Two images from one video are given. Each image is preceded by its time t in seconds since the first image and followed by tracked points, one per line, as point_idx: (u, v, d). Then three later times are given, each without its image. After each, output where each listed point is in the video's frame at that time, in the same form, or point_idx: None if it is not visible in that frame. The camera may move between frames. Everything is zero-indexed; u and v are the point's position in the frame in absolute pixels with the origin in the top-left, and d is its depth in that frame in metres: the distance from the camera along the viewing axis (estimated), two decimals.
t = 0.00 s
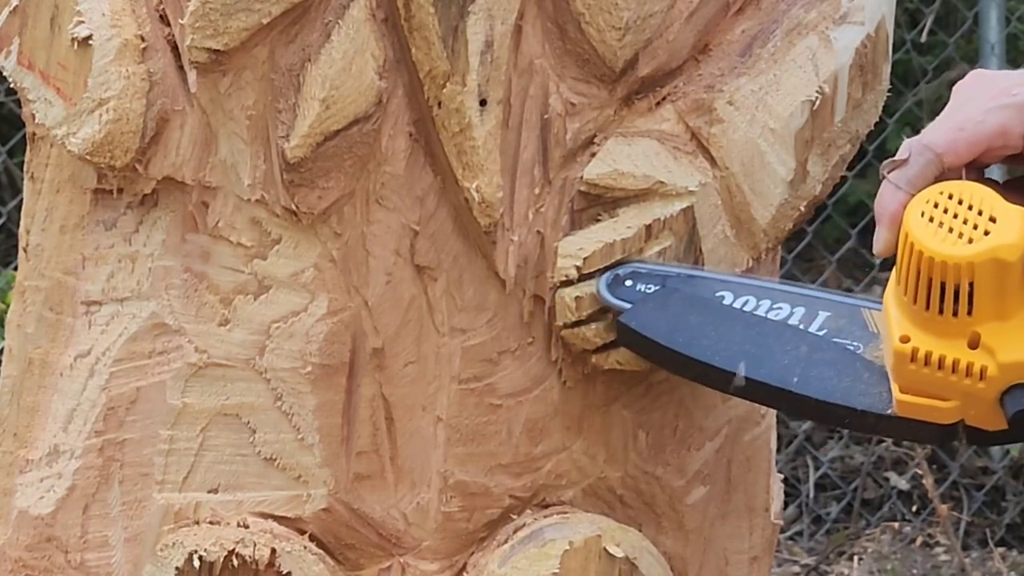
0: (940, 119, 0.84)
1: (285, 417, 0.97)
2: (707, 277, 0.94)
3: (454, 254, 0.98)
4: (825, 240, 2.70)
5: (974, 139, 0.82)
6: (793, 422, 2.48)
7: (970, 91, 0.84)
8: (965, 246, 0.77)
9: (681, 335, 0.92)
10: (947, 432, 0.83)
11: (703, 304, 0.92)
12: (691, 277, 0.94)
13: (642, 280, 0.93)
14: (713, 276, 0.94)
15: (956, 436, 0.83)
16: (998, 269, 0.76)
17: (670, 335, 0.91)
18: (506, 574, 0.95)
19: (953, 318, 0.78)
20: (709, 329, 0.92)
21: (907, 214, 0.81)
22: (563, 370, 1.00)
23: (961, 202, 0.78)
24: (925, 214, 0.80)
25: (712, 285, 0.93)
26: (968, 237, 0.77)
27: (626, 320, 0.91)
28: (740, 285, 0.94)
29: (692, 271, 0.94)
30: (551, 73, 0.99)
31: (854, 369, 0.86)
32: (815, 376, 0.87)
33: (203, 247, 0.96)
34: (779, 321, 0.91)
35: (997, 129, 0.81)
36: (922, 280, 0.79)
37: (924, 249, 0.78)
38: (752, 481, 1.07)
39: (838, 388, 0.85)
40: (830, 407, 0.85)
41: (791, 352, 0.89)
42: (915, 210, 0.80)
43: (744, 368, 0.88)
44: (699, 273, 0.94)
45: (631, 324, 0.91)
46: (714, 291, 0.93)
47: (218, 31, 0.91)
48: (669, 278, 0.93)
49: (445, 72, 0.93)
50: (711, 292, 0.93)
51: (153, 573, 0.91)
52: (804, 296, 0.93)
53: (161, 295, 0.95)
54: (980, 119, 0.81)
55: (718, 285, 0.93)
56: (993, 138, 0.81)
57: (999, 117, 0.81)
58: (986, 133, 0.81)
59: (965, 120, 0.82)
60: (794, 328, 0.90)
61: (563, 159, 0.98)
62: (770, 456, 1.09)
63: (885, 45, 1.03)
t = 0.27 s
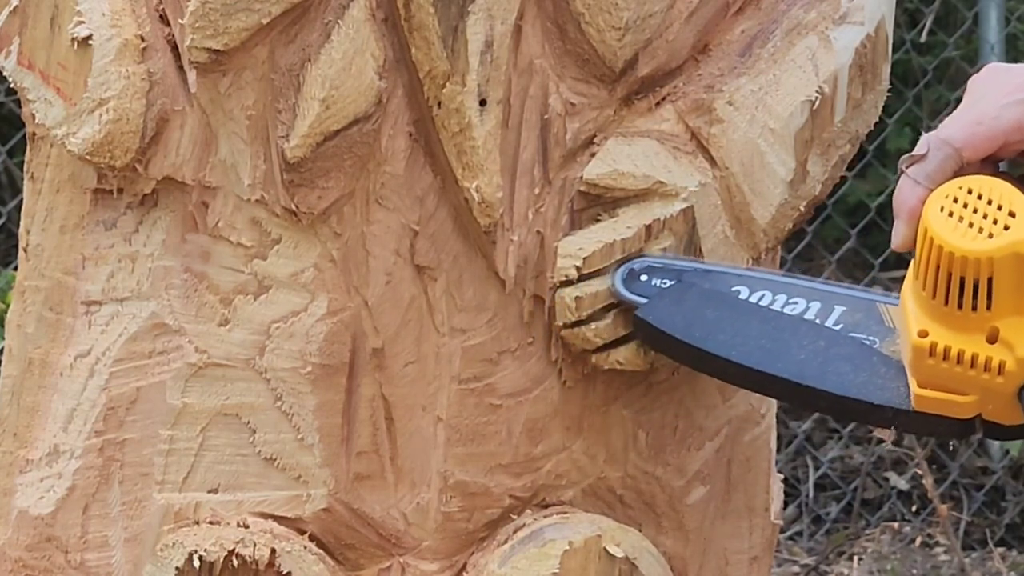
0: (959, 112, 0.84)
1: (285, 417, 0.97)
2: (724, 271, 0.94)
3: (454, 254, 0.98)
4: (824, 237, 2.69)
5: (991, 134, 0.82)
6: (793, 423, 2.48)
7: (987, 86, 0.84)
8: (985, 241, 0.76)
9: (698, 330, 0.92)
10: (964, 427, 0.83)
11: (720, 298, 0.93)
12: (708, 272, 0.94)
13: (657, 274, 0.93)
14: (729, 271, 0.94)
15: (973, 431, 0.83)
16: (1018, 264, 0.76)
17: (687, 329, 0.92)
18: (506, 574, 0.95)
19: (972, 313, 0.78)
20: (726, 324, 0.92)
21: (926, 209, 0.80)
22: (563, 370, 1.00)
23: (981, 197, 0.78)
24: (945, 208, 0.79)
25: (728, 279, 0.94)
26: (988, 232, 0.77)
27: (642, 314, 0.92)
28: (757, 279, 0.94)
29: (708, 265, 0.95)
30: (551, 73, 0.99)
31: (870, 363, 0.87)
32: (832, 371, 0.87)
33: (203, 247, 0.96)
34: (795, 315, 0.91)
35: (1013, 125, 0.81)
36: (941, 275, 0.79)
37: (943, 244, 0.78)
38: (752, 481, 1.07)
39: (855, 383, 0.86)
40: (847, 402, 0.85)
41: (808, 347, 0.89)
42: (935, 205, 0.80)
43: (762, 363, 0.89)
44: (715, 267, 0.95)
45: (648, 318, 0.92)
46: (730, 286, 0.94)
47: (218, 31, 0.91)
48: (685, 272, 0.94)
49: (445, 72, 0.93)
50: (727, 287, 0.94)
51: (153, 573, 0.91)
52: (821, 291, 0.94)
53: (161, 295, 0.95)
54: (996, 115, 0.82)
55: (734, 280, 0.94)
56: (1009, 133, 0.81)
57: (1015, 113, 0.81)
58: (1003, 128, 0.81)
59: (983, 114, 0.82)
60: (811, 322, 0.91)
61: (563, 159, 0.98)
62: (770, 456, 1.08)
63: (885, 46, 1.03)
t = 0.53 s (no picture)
0: (971, 111, 0.87)
1: (285, 417, 0.97)
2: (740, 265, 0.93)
3: (454, 254, 0.99)
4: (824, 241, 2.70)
5: (1011, 128, 0.85)
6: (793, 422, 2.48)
7: (989, 93, 0.88)
8: (1006, 235, 0.77)
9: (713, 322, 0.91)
10: (981, 422, 0.83)
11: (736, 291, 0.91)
12: (723, 265, 0.93)
13: (674, 268, 0.93)
14: (745, 264, 0.93)
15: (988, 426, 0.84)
16: None
17: (703, 321, 0.90)
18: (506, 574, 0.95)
19: (991, 307, 0.79)
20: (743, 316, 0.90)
21: (947, 202, 0.81)
22: (563, 370, 1.00)
23: (1001, 192, 0.80)
24: (964, 202, 0.80)
25: (744, 273, 0.92)
26: (1007, 226, 0.78)
27: (659, 307, 0.91)
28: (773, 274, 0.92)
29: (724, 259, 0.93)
30: (551, 73, 0.99)
31: (888, 358, 0.85)
32: (850, 365, 0.86)
33: (203, 247, 0.96)
34: (812, 309, 0.89)
35: None
36: (959, 269, 0.80)
37: (964, 238, 0.78)
38: (752, 481, 1.07)
39: (873, 376, 0.85)
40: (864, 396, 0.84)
41: (826, 340, 0.87)
42: (955, 199, 0.81)
43: (778, 355, 0.87)
44: (731, 262, 0.93)
45: (664, 311, 0.91)
46: (746, 279, 0.92)
47: (218, 31, 0.91)
48: (701, 266, 0.93)
49: (445, 72, 0.93)
50: (743, 280, 0.92)
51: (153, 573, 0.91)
52: (838, 285, 0.91)
53: (161, 295, 0.95)
54: (1014, 110, 0.85)
55: (751, 274, 0.92)
56: None
57: None
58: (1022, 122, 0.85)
59: (1002, 110, 0.85)
60: (828, 316, 0.89)
61: (563, 159, 0.98)
62: (770, 456, 1.08)
63: (884, 46, 1.03)
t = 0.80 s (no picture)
0: (1005, 107, 0.86)
1: (285, 417, 0.97)
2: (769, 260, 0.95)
3: (454, 254, 0.99)
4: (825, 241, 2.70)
5: None
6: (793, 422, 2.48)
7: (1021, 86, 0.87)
8: None
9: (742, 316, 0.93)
10: (1009, 417, 0.83)
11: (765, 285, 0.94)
12: (753, 259, 0.95)
13: (702, 261, 0.94)
14: (774, 259, 0.95)
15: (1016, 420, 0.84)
16: None
17: (732, 315, 0.92)
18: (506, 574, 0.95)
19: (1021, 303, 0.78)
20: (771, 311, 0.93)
21: (977, 198, 0.79)
22: (563, 370, 1.00)
23: None
24: (996, 197, 0.78)
25: (773, 267, 0.95)
26: None
27: (687, 300, 0.92)
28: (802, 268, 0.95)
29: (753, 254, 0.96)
30: (551, 73, 0.99)
31: (914, 353, 0.87)
32: (876, 360, 0.87)
33: (203, 247, 0.96)
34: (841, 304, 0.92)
35: None
36: (989, 265, 0.78)
37: (993, 234, 0.77)
38: (752, 481, 1.07)
39: (900, 371, 0.86)
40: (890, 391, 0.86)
41: (854, 335, 0.89)
42: (985, 194, 0.79)
43: (806, 350, 0.89)
44: (760, 256, 0.96)
45: (692, 304, 0.92)
46: (775, 273, 0.95)
47: (218, 31, 0.91)
48: (730, 259, 0.95)
49: (445, 72, 0.93)
50: (772, 275, 0.94)
51: (153, 573, 0.91)
52: (865, 280, 0.94)
53: (161, 295, 0.95)
54: None
55: (779, 268, 0.95)
56: None
57: None
58: None
59: None
60: (855, 311, 0.91)
61: (563, 159, 0.99)
62: (770, 456, 1.08)
63: (884, 45, 1.03)
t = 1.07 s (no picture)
0: None
1: (285, 417, 0.97)
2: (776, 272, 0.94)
3: (454, 254, 0.99)
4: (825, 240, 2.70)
5: None
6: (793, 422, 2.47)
7: None
8: None
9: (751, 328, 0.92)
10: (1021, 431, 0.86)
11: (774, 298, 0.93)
12: (761, 270, 0.94)
13: (712, 272, 0.93)
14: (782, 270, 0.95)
15: None
16: None
17: (742, 328, 0.92)
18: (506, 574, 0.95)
19: None
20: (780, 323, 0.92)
21: (994, 214, 0.82)
22: (562, 370, 1.00)
23: None
24: (1013, 213, 0.81)
25: (783, 279, 0.94)
26: None
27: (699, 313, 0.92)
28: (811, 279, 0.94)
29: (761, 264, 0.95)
30: (551, 73, 0.99)
31: (929, 367, 0.88)
32: (892, 373, 0.88)
33: (203, 247, 0.96)
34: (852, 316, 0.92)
35: None
36: (1006, 281, 0.81)
37: (1010, 249, 0.79)
38: (752, 481, 1.07)
39: (915, 386, 0.88)
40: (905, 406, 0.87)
41: (866, 348, 0.90)
42: (1003, 210, 0.81)
43: (819, 364, 0.90)
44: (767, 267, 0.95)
45: (704, 317, 0.92)
46: (785, 285, 0.94)
47: (218, 31, 0.91)
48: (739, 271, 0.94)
49: (445, 72, 0.93)
50: (782, 286, 0.94)
51: (153, 573, 0.91)
52: (874, 291, 0.94)
53: (161, 295, 0.95)
54: None
55: (789, 279, 0.94)
56: None
57: None
58: None
59: None
60: (867, 323, 0.91)
61: (563, 159, 0.99)
62: (770, 456, 1.08)
63: (885, 45, 1.03)
